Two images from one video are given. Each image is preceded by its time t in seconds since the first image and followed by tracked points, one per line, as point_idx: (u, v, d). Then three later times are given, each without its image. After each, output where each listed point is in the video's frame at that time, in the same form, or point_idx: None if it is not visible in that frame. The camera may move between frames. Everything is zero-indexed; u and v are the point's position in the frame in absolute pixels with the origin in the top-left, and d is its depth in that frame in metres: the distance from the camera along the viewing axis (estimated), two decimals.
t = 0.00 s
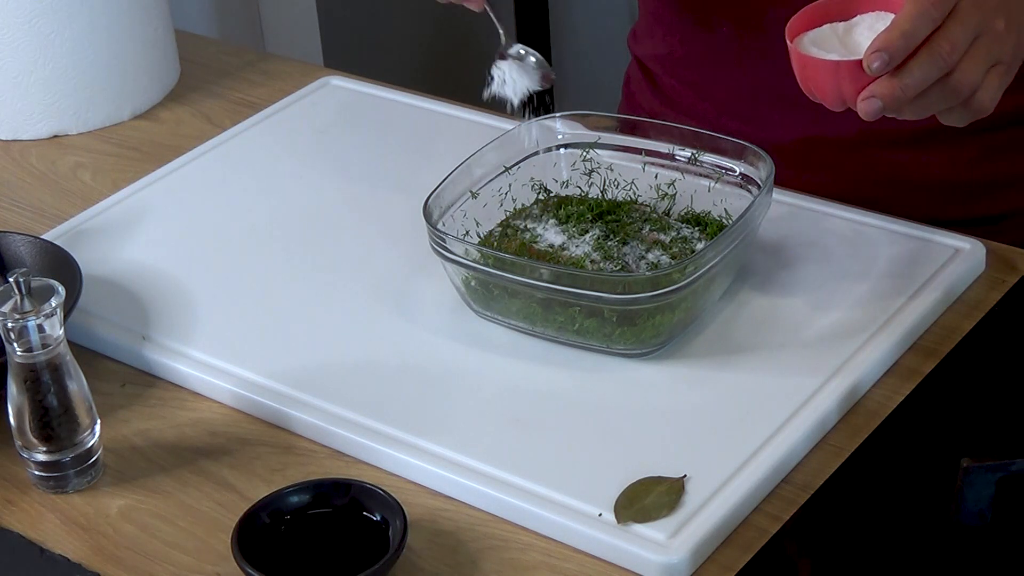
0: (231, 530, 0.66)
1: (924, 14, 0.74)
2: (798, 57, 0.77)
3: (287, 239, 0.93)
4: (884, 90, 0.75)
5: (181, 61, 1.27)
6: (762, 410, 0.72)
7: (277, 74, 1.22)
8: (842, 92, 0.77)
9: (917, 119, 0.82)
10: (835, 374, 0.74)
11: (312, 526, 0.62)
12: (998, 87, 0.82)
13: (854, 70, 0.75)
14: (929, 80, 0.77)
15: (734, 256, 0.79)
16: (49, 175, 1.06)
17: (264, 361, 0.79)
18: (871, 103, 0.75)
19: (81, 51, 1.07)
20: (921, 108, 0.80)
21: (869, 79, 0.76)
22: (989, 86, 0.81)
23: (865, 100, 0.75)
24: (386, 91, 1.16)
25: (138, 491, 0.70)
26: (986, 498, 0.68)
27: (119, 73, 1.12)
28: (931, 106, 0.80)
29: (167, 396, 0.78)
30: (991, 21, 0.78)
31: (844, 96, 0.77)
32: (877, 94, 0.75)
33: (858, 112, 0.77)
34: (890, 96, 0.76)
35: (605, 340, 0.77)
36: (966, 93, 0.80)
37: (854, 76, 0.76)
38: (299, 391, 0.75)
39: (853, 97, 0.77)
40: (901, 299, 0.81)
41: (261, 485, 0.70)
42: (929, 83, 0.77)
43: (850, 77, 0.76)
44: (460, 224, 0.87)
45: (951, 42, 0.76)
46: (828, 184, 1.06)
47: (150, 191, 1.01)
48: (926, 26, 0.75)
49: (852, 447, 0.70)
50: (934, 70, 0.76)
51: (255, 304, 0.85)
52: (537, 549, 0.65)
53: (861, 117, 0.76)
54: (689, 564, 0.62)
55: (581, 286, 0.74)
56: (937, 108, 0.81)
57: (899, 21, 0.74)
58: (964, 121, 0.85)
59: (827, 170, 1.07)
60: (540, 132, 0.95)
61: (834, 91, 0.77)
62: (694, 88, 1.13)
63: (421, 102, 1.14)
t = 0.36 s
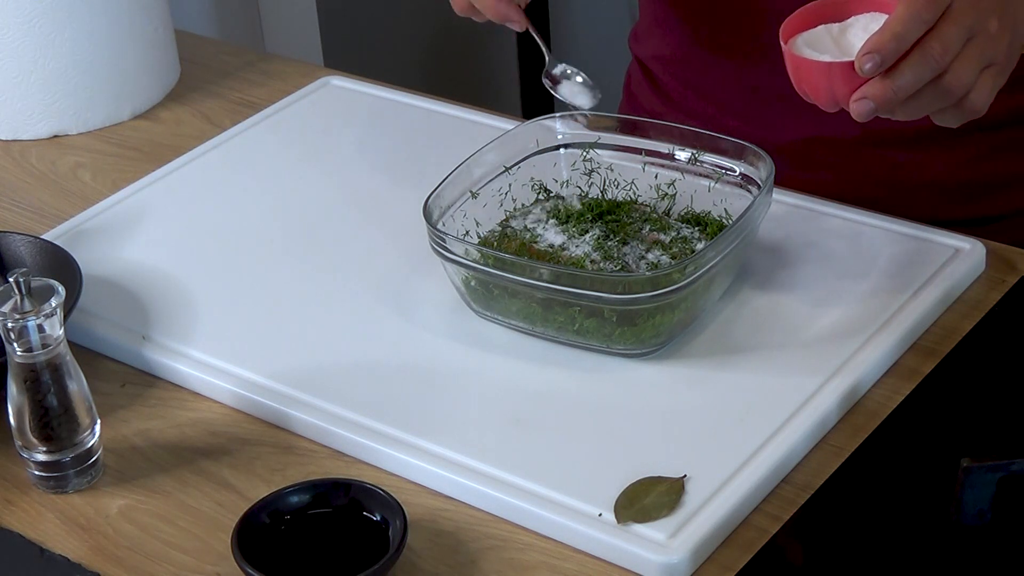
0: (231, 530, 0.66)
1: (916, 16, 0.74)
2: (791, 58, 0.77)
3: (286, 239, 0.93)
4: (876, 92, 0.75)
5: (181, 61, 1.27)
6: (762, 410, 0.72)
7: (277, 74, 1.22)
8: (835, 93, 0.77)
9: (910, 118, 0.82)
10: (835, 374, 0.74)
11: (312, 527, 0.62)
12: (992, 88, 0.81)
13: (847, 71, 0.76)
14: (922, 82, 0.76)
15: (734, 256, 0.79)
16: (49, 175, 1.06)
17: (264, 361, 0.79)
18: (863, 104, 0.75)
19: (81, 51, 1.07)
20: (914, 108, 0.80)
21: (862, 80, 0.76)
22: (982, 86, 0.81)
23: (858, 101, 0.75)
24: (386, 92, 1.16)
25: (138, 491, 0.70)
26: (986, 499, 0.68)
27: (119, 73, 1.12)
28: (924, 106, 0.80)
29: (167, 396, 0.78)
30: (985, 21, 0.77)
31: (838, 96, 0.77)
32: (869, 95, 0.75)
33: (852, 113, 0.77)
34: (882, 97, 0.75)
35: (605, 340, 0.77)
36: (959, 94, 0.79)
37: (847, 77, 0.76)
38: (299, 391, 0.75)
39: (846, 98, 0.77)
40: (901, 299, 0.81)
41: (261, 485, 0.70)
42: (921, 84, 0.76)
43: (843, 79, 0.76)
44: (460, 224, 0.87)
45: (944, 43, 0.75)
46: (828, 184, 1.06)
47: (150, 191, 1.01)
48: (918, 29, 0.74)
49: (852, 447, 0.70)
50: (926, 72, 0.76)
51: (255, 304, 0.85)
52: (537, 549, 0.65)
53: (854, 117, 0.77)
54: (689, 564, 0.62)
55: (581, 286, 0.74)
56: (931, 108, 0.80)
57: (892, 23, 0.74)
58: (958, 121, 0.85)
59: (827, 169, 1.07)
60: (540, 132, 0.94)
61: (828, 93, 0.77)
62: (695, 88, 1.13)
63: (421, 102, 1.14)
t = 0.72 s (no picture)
0: (231, 530, 0.66)
1: (892, 10, 0.73)
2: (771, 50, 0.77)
3: (286, 239, 0.93)
4: (852, 83, 0.75)
5: (181, 61, 1.27)
6: (762, 410, 0.72)
7: (277, 74, 1.22)
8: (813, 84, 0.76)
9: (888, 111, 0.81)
10: (835, 374, 0.74)
11: (312, 526, 0.62)
12: (970, 82, 0.79)
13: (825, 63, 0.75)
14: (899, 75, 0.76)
15: (734, 256, 0.79)
16: (49, 175, 1.06)
17: (264, 361, 0.79)
18: (839, 96, 0.75)
19: (81, 51, 1.07)
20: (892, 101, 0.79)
21: (839, 71, 0.75)
22: (962, 79, 0.79)
23: (832, 93, 0.75)
24: (385, 92, 1.16)
25: (139, 491, 0.70)
26: (987, 499, 0.68)
27: (119, 73, 1.12)
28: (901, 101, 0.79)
29: (167, 396, 0.78)
30: (965, 15, 0.76)
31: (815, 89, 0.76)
32: (845, 87, 0.75)
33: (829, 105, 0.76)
34: (857, 89, 0.75)
35: (605, 340, 0.77)
36: (937, 89, 0.78)
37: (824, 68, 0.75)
38: (299, 391, 0.75)
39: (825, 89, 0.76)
40: (901, 300, 0.81)
41: (261, 485, 0.70)
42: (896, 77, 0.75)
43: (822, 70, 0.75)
44: (460, 224, 0.87)
45: (920, 37, 0.75)
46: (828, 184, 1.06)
47: (150, 191, 1.01)
48: (896, 22, 0.73)
49: (852, 447, 0.69)
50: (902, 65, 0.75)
51: (255, 304, 0.85)
52: (537, 549, 0.65)
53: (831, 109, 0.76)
54: (689, 564, 0.62)
55: (581, 286, 0.74)
56: (908, 102, 0.79)
57: (868, 16, 0.73)
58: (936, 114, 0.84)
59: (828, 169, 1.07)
60: (540, 132, 0.95)
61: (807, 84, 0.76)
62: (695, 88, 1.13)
63: (421, 102, 1.14)
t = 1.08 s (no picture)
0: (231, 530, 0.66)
1: None
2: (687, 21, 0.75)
3: (286, 239, 0.93)
4: (762, 51, 0.73)
5: (181, 61, 1.27)
6: (762, 410, 0.72)
7: (277, 74, 1.22)
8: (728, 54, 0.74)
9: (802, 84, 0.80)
10: (835, 374, 0.74)
11: (312, 526, 0.62)
12: (885, 58, 0.79)
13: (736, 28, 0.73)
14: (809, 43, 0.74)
15: (734, 256, 0.79)
16: (49, 175, 1.06)
17: (264, 361, 0.79)
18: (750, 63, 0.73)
19: (81, 51, 1.07)
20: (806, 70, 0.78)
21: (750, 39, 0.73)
22: (875, 54, 0.79)
23: (742, 60, 0.73)
24: (386, 92, 1.16)
25: (139, 491, 0.70)
26: (988, 498, 0.65)
27: (119, 73, 1.12)
28: (813, 71, 0.78)
29: (167, 396, 0.78)
30: None
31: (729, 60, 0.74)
32: (756, 54, 0.72)
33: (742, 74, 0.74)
34: (769, 57, 0.73)
35: (605, 340, 0.77)
36: (848, 59, 0.77)
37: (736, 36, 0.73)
38: (298, 391, 0.75)
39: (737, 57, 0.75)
40: (901, 300, 0.81)
41: (261, 485, 0.70)
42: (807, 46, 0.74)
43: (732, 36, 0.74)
44: (460, 224, 0.87)
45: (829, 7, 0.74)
46: (828, 184, 1.06)
47: (150, 191, 1.01)
48: None
49: (853, 447, 0.70)
50: (811, 33, 0.74)
51: (255, 304, 0.85)
52: (537, 549, 0.65)
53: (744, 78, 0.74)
54: (689, 564, 0.62)
55: (581, 286, 0.74)
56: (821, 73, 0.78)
57: None
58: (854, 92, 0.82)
59: (828, 169, 1.07)
60: (540, 132, 0.95)
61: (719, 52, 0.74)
62: (693, 87, 1.13)
63: (420, 102, 1.14)
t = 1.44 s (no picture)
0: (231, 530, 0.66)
1: None
2: None
3: (286, 239, 0.93)
4: (738, 31, 0.73)
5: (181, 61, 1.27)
6: (762, 410, 0.72)
7: (277, 74, 1.22)
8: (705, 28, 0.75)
9: (778, 64, 0.80)
10: (835, 374, 0.74)
11: (312, 526, 0.62)
12: (863, 43, 0.79)
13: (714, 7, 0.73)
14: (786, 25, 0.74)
15: (734, 256, 0.79)
16: (49, 175, 1.06)
17: (264, 362, 0.79)
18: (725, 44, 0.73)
19: (81, 51, 1.07)
20: (783, 50, 0.78)
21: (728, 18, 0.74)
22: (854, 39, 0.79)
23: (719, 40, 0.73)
24: (385, 92, 1.16)
25: (139, 491, 0.70)
26: (988, 498, 0.66)
27: (119, 73, 1.12)
28: (790, 52, 0.78)
29: (167, 396, 0.78)
30: None
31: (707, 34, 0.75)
32: (732, 35, 0.73)
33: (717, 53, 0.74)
34: (743, 39, 0.73)
35: (605, 340, 0.77)
36: (825, 42, 0.77)
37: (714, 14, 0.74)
38: (299, 391, 0.76)
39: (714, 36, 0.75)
40: (901, 300, 0.81)
41: (261, 486, 0.70)
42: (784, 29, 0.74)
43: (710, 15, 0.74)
44: (460, 224, 0.87)
45: None
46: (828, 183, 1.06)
47: (150, 191, 1.01)
48: None
49: (852, 447, 0.70)
50: (790, 15, 0.73)
51: (255, 304, 0.85)
52: (537, 549, 0.65)
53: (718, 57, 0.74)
54: (689, 564, 0.62)
55: (581, 286, 0.74)
56: (798, 55, 0.78)
57: None
58: (831, 76, 0.82)
59: (828, 169, 1.07)
60: (540, 132, 0.95)
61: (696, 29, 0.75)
62: (693, 87, 1.13)
63: (420, 102, 1.14)
